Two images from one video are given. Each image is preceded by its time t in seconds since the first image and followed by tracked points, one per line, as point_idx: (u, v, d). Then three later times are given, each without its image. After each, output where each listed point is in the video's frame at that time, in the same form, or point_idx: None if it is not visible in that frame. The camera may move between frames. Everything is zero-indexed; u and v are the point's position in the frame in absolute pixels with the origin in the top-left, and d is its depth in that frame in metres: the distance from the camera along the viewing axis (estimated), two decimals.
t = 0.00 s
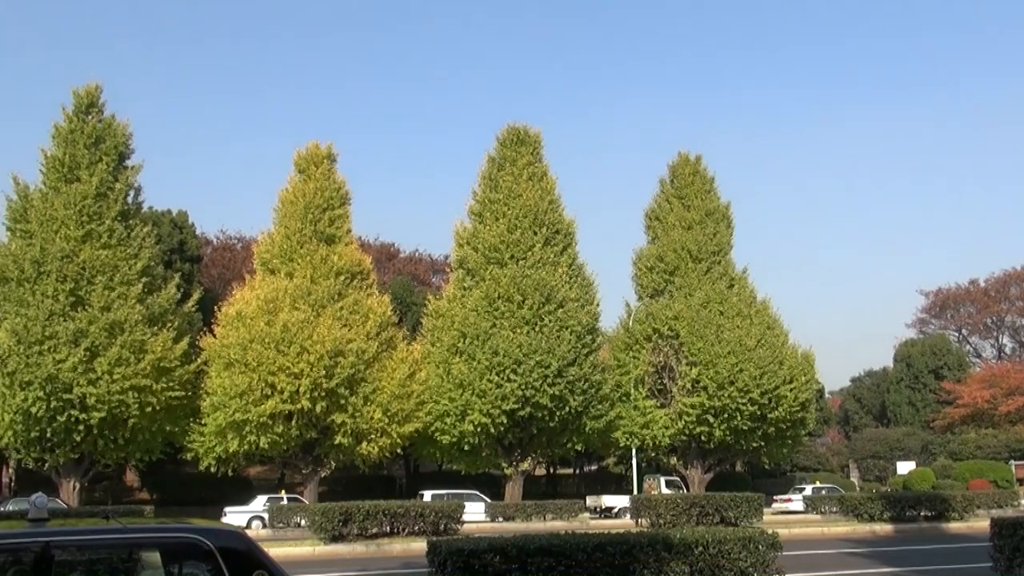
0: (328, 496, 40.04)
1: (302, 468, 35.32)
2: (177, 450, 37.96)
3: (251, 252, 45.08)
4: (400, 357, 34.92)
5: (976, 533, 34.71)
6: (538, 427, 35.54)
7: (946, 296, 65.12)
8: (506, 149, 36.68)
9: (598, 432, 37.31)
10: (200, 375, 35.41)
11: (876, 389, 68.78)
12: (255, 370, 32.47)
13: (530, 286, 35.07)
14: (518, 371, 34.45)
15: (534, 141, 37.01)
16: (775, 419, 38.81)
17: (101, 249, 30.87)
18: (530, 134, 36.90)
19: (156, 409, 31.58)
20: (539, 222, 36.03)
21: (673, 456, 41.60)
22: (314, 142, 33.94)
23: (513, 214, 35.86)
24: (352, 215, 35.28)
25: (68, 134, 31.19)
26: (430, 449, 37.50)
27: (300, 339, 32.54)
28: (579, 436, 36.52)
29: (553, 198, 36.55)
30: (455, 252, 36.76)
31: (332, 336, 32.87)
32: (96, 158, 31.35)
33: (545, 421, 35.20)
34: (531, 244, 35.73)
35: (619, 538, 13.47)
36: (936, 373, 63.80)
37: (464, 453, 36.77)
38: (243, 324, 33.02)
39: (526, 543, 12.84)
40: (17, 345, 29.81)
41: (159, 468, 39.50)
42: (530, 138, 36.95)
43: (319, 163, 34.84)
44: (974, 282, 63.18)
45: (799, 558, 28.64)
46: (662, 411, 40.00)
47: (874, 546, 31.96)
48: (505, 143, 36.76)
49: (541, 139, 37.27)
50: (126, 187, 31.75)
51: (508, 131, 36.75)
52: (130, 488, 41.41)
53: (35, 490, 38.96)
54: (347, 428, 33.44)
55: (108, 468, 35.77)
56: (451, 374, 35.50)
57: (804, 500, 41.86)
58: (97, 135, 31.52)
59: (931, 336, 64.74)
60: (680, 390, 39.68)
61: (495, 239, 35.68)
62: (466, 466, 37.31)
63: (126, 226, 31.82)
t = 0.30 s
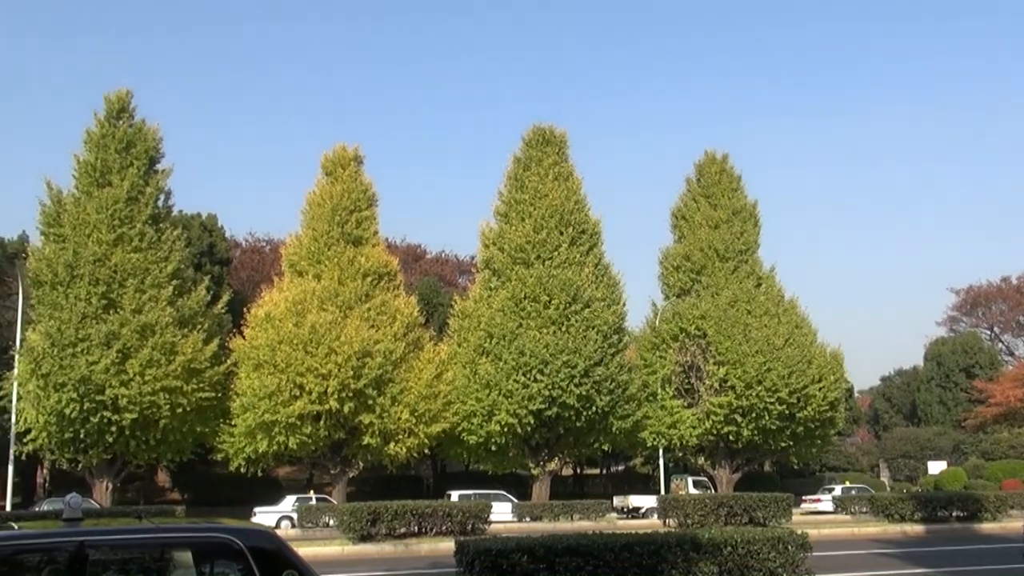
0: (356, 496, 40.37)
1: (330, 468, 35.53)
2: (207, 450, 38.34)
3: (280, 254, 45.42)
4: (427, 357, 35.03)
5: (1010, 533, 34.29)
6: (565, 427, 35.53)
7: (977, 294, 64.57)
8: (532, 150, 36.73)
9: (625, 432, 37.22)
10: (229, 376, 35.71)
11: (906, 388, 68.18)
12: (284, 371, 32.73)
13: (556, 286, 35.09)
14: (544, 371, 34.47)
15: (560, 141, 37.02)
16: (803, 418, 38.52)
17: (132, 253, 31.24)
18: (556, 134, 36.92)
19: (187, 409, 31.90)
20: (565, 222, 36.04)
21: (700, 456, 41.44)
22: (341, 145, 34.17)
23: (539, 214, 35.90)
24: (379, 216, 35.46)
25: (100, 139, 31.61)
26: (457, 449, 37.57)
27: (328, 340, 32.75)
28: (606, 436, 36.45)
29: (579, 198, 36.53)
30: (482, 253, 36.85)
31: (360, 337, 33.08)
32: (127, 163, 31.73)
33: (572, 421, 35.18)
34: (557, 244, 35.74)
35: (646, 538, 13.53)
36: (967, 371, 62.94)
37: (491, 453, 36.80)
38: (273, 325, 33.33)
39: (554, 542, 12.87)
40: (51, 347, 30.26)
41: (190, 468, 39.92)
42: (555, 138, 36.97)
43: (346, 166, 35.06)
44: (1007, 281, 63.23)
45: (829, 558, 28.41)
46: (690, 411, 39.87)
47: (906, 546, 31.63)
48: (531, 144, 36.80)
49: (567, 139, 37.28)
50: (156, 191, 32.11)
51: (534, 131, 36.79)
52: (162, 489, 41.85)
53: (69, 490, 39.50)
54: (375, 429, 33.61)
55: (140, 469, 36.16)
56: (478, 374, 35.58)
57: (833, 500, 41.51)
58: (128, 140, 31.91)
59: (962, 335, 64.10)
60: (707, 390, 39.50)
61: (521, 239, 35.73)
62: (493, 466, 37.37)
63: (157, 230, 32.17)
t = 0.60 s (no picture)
0: (382, 496, 40.64)
1: (356, 469, 35.67)
2: (235, 451, 38.63)
3: (305, 257, 45.68)
4: (452, 358, 35.02)
5: None
6: (590, 427, 35.46)
7: (1007, 292, 63.79)
8: (556, 150, 36.72)
9: (650, 433, 37.12)
10: (257, 378, 35.94)
11: (935, 387, 67.54)
12: (310, 372, 32.93)
13: (580, 286, 35.07)
14: (569, 371, 34.46)
15: (584, 141, 36.99)
16: (830, 418, 38.21)
17: (160, 256, 31.53)
18: (579, 135, 36.89)
19: (215, 411, 32.13)
20: (589, 222, 35.99)
21: (726, 456, 41.25)
22: (366, 148, 34.34)
23: (563, 215, 35.90)
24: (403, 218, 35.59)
25: (128, 145, 31.96)
26: (482, 450, 37.60)
27: (353, 341, 32.91)
28: (631, 436, 36.35)
29: (603, 198, 36.48)
30: (506, 253, 36.89)
31: (385, 338, 33.23)
32: (154, 167, 32.02)
33: (597, 422, 35.13)
34: (581, 244, 35.71)
35: (672, 538, 13.43)
36: (997, 370, 62.16)
37: (516, 454, 36.82)
38: (299, 328, 33.57)
39: (581, 543, 12.77)
40: (81, 350, 30.64)
41: (218, 470, 40.25)
42: (579, 138, 36.95)
43: (370, 168, 35.23)
44: None
45: (858, 559, 28.16)
46: (716, 410, 39.71)
47: (936, 547, 31.30)
48: (554, 144, 36.80)
49: (590, 139, 37.25)
50: (184, 196, 32.40)
51: (557, 132, 36.79)
52: (191, 490, 42.26)
53: (100, 492, 39.99)
54: (400, 430, 33.71)
55: (170, 470, 36.47)
56: (503, 375, 35.66)
57: (861, 500, 41.18)
58: (156, 145, 32.22)
59: (991, 333, 63.13)
60: (733, 389, 39.32)
61: (545, 240, 35.74)
62: (519, 467, 37.41)
63: (184, 233, 32.44)
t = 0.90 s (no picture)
0: (408, 497, 40.85)
1: (383, 470, 35.80)
2: (263, 453, 38.92)
3: (330, 260, 45.96)
4: (477, 360, 34.99)
5: None
6: (615, 428, 35.39)
7: None
8: (579, 150, 36.71)
9: (676, 433, 36.99)
10: (283, 381, 36.16)
11: (964, 386, 66.83)
12: (336, 374, 33.10)
13: (604, 287, 35.04)
14: (594, 372, 34.43)
15: (607, 142, 36.95)
16: (858, 418, 37.91)
17: (187, 260, 31.81)
18: (602, 135, 36.85)
19: (243, 413, 32.34)
20: (613, 222, 35.94)
21: (753, 456, 41.04)
22: (390, 150, 34.49)
23: (587, 215, 35.87)
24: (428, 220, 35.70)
25: (156, 150, 32.29)
26: (507, 451, 37.60)
27: (379, 343, 33.05)
28: (657, 437, 36.23)
29: (627, 198, 36.43)
30: (530, 255, 36.92)
31: (410, 340, 33.32)
32: (182, 172, 32.32)
33: (622, 422, 35.07)
34: (605, 245, 35.67)
35: (699, 539, 13.31)
36: None
37: (542, 455, 36.82)
38: (324, 330, 33.79)
39: (607, 544, 12.67)
40: (111, 354, 31.00)
41: (246, 471, 40.50)
42: (602, 139, 36.92)
43: (395, 171, 35.37)
44: None
45: (888, 559, 27.91)
46: (742, 411, 39.52)
47: (967, 547, 30.98)
48: (578, 145, 36.79)
49: (614, 140, 37.21)
50: (210, 200, 32.69)
51: (580, 132, 36.77)
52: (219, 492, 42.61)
53: (130, 493, 40.41)
54: (426, 431, 33.81)
55: (198, 472, 36.79)
56: (528, 376, 35.72)
57: (889, 500, 40.87)
58: (183, 150, 32.54)
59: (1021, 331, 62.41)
60: (759, 389, 39.13)
61: (570, 241, 35.72)
62: (544, 467, 37.43)
63: (211, 237, 32.72)
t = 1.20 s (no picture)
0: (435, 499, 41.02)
1: (409, 472, 35.92)
2: (291, 455, 39.20)
3: (356, 262, 46.24)
4: (503, 361, 35.03)
5: None
6: (642, 429, 35.29)
7: None
8: (604, 151, 36.69)
9: (702, 434, 36.83)
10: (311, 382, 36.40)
11: (995, 386, 66.03)
12: (363, 376, 33.28)
13: (630, 287, 34.99)
14: (620, 373, 34.36)
15: (631, 142, 36.90)
16: (887, 418, 37.56)
17: (216, 264, 32.13)
18: (627, 135, 36.81)
19: (271, 415, 32.58)
20: (638, 223, 35.88)
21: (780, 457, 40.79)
22: (415, 153, 34.64)
23: (612, 216, 35.83)
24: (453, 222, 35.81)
25: (184, 155, 32.65)
26: (534, 452, 37.62)
27: (405, 345, 33.22)
28: (683, 438, 36.07)
29: (652, 199, 36.35)
30: (555, 255, 36.92)
31: (436, 342, 33.41)
32: (210, 176, 32.65)
33: (648, 423, 34.97)
34: (630, 245, 35.61)
35: (727, 540, 13.25)
36: None
37: (568, 456, 36.80)
38: (351, 332, 34.02)
39: (634, 545, 12.65)
40: (141, 356, 31.32)
41: (274, 473, 40.78)
42: (627, 139, 36.86)
43: (420, 173, 35.51)
44: None
45: (919, 561, 27.62)
46: (769, 411, 39.30)
47: (999, 548, 30.58)
48: (602, 145, 36.77)
49: (639, 140, 37.16)
50: (238, 204, 32.98)
51: (605, 133, 36.75)
52: (248, 493, 42.97)
53: (160, 494, 40.86)
54: (452, 432, 33.90)
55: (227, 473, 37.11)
56: (554, 377, 35.73)
57: (920, 502, 40.43)
58: (211, 154, 32.86)
59: None
60: (786, 390, 38.90)
61: (595, 241, 35.70)
62: (570, 468, 37.41)
63: (240, 241, 33.01)
